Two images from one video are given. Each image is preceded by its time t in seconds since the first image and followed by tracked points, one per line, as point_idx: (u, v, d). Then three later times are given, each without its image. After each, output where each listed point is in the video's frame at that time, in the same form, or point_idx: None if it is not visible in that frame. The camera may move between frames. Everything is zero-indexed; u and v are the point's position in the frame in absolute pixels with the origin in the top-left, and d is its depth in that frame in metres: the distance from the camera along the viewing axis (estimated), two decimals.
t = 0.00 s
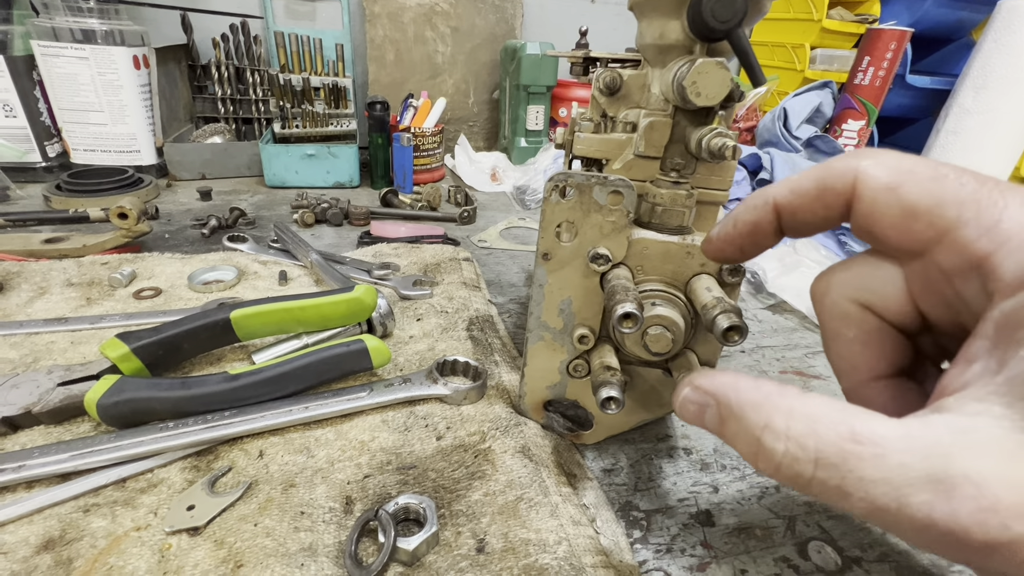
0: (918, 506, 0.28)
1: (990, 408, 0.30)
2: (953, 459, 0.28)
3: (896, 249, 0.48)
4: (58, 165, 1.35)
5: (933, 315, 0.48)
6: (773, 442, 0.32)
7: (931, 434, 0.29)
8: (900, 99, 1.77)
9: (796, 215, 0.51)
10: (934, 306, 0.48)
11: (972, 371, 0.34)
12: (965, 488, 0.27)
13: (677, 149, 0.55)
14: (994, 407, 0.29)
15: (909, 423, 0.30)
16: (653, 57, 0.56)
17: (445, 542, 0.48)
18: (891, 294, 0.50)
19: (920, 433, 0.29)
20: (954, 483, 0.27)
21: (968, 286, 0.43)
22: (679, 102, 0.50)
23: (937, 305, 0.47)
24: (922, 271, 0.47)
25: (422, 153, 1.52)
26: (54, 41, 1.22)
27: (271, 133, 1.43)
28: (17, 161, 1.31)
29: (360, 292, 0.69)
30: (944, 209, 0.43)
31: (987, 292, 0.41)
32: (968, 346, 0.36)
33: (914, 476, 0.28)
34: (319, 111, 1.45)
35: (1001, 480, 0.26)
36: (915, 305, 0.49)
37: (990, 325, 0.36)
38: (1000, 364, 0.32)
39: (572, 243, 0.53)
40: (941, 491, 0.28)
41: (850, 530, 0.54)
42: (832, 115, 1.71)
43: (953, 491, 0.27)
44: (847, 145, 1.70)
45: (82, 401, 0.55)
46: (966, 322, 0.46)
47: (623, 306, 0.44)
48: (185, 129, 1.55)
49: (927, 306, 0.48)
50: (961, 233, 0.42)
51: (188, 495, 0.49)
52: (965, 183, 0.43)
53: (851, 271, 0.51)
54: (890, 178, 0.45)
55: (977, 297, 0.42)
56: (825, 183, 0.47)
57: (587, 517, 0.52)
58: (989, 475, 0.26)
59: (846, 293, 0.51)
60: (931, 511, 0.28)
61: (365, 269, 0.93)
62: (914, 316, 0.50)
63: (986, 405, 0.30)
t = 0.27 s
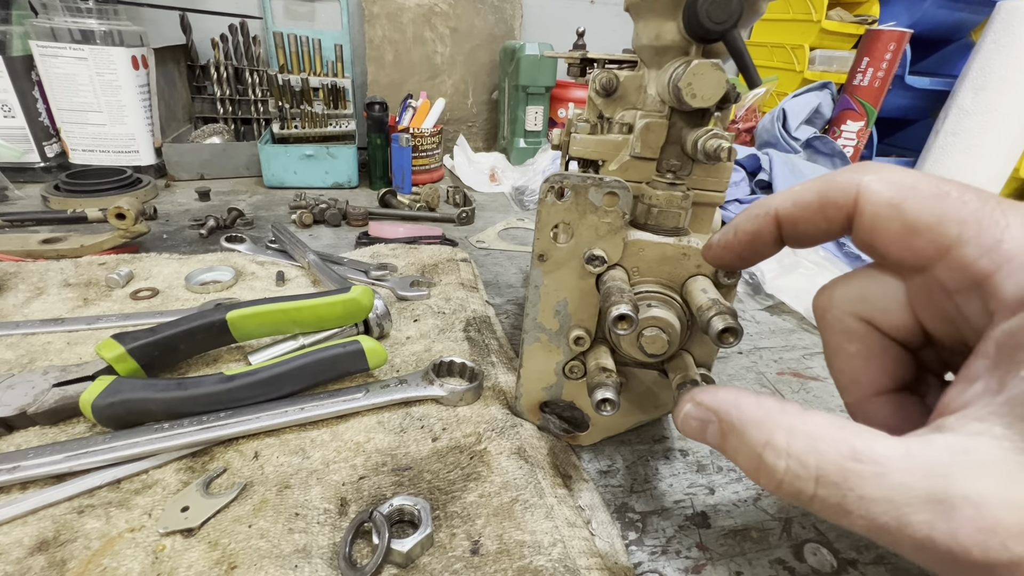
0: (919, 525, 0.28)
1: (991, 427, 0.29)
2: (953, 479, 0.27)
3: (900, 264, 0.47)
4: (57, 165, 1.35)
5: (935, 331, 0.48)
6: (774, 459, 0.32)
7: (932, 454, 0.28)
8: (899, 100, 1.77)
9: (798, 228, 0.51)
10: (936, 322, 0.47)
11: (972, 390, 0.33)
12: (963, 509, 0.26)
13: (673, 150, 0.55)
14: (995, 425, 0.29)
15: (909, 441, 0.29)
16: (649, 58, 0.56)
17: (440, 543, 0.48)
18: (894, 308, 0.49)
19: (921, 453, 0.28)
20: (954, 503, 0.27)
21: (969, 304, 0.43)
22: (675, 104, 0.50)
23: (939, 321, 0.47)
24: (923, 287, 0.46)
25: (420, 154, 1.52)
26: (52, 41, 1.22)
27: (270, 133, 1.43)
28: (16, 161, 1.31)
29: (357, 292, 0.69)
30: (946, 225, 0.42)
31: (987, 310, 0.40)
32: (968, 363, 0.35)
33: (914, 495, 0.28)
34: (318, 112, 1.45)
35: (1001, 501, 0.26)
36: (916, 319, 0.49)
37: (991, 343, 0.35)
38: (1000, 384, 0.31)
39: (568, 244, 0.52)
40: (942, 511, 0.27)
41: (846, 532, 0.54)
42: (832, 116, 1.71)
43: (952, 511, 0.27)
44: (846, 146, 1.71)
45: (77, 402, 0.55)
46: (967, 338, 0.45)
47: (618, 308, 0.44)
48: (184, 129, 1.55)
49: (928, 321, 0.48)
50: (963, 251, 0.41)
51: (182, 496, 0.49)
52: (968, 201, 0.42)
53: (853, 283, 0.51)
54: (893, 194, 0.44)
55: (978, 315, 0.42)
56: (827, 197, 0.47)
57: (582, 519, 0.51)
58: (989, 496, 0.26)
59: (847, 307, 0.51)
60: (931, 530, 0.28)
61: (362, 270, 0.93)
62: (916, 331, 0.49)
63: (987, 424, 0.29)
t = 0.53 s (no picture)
0: (921, 534, 0.28)
1: (992, 435, 0.29)
2: (955, 488, 0.27)
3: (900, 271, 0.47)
4: (59, 166, 1.36)
5: (936, 337, 0.48)
6: (777, 467, 0.32)
7: (933, 463, 0.28)
8: (900, 101, 1.77)
9: (798, 236, 0.51)
10: (937, 329, 0.47)
11: (974, 398, 0.32)
12: (965, 518, 0.27)
13: (675, 151, 0.56)
14: (997, 434, 0.29)
15: (911, 449, 0.29)
16: (652, 59, 0.56)
17: (443, 544, 0.48)
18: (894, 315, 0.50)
19: (923, 463, 0.29)
20: (956, 512, 0.27)
21: (970, 312, 0.42)
22: (678, 105, 0.51)
23: (939, 328, 0.47)
24: (924, 294, 0.47)
25: (421, 155, 1.53)
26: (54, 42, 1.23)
27: (271, 134, 1.43)
28: (18, 161, 1.31)
29: (359, 293, 0.69)
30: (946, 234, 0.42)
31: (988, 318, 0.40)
32: (969, 372, 0.35)
33: (916, 504, 0.28)
34: (319, 112, 1.45)
35: (1001, 511, 0.25)
36: (917, 326, 0.49)
37: (992, 352, 0.35)
38: (1002, 393, 0.31)
39: (570, 245, 0.53)
40: (944, 520, 0.27)
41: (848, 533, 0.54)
42: (833, 117, 1.72)
43: (955, 520, 0.27)
44: (847, 147, 1.71)
45: (80, 402, 0.55)
46: (968, 345, 0.45)
47: (620, 309, 0.44)
48: (186, 130, 1.56)
49: (929, 328, 0.48)
50: (962, 260, 0.41)
51: (186, 497, 0.49)
52: (968, 209, 0.42)
53: (853, 290, 0.52)
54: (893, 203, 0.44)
55: (979, 323, 0.42)
56: (827, 206, 0.47)
57: (584, 520, 0.52)
58: (990, 506, 0.26)
59: (848, 313, 0.52)
60: (933, 539, 0.28)
61: (364, 270, 0.93)
62: (917, 337, 0.50)
63: (988, 433, 0.29)
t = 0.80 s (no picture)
0: (948, 505, 0.26)
1: (1003, 404, 0.27)
2: (979, 457, 0.25)
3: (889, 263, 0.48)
4: (62, 168, 1.36)
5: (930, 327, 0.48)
6: (794, 444, 0.29)
7: (949, 435, 0.26)
8: (899, 105, 1.78)
9: (789, 237, 0.52)
10: (928, 317, 0.48)
11: (975, 375, 0.31)
12: (994, 485, 0.24)
13: (676, 157, 0.56)
14: (1008, 405, 0.27)
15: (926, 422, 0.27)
16: (653, 66, 0.56)
17: (446, 546, 0.48)
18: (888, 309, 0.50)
19: (941, 434, 0.27)
20: (983, 481, 0.25)
21: (958, 296, 0.43)
22: (679, 112, 0.51)
23: (932, 317, 0.47)
24: (913, 284, 0.47)
25: (423, 158, 1.53)
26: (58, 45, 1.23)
27: (274, 136, 1.44)
28: (21, 164, 1.32)
29: (362, 297, 0.70)
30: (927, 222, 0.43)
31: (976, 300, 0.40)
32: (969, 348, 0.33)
33: (939, 474, 0.26)
34: (321, 115, 1.46)
35: None
36: (912, 319, 0.49)
37: (987, 326, 0.33)
38: (1002, 366, 0.29)
39: (572, 250, 0.53)
40: (972, 490, 0.25)
41: (847, 536, 0.55)
42: (833, 120, 1.71)
43: (983, 488, 0.25)
44: (846, 150, 1.70)
45: (86, 405, 0.56)
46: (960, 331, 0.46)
47: (622, 313, 0.45)
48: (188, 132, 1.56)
49: (923, 319, 0.48)
50: (944, 245, 0.42)
51: (192, 499, 0.50)
52: (946, 198, 0.43)
53: (843, 286, 0.53)
54: (875, 198, 0.46)
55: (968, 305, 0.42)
56: (814, 205, 0.49)
57: (585, 522, 0.52)
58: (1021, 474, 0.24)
59: (843, 310, 0.52)
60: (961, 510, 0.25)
61: (366, 273, 0.93)
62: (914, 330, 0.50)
63: (999, 402, 0.27)
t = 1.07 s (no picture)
0: None
1: None
2: None
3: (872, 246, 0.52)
4: (65, 171, 1.37)
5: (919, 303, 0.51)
6: None
7: None
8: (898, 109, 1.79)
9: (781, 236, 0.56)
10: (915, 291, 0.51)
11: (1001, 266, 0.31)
12: None
13: (675, 165, 0.57)
14: None
15: None
16: (653, 75, 0.57)
17: (447, 550, 0.49)
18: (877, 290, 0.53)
19: None
20: None
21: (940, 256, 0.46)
22: (678, 121, 0.52)
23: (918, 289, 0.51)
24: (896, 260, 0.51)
25: (424, 161, 1.54)
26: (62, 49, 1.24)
27: (275, 140, 1.44)
28: (25, 167, 1.32)
29: (364, 302, 0.71)
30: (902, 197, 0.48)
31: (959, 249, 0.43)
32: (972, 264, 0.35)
33: None
34: (323, 119, 1.47)
35: None
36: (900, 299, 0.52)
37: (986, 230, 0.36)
38: None
39: (572, 256, 0.54)
40: None
41: (844, 540, 0.55)
42: (833, 124, 1.68)
43: None
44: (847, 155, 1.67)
45: (91, 409, 0.57)
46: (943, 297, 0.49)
47: (622, 320, 0.46)
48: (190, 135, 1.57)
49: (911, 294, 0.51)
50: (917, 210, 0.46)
51: (196, 503, 0.50)
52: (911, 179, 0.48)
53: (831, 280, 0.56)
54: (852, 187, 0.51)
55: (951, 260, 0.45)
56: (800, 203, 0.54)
57: (585, 527, 0.52)
58: None
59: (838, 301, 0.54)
60: None
61: (368, 277, 0.94)
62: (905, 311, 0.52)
63: None
